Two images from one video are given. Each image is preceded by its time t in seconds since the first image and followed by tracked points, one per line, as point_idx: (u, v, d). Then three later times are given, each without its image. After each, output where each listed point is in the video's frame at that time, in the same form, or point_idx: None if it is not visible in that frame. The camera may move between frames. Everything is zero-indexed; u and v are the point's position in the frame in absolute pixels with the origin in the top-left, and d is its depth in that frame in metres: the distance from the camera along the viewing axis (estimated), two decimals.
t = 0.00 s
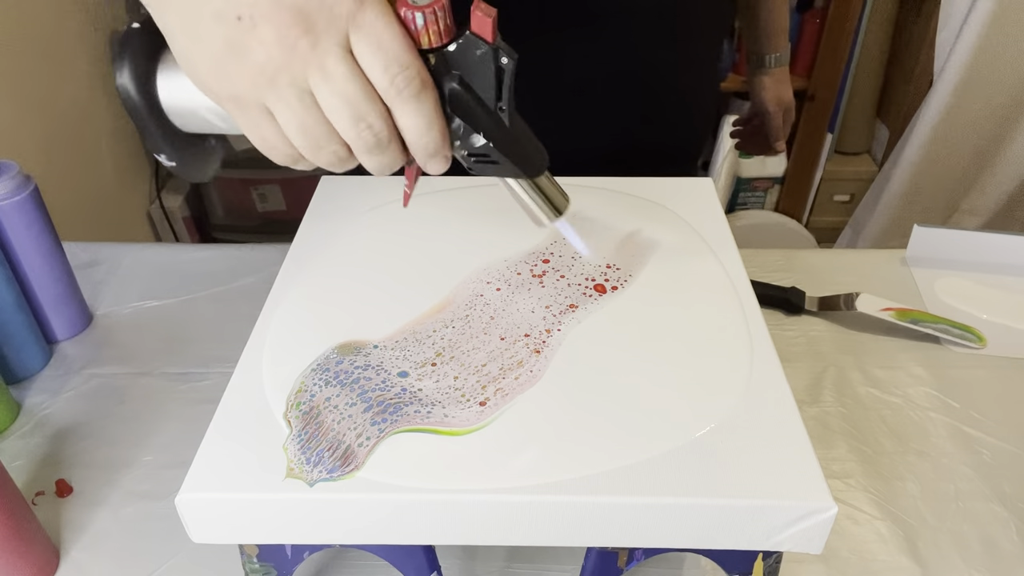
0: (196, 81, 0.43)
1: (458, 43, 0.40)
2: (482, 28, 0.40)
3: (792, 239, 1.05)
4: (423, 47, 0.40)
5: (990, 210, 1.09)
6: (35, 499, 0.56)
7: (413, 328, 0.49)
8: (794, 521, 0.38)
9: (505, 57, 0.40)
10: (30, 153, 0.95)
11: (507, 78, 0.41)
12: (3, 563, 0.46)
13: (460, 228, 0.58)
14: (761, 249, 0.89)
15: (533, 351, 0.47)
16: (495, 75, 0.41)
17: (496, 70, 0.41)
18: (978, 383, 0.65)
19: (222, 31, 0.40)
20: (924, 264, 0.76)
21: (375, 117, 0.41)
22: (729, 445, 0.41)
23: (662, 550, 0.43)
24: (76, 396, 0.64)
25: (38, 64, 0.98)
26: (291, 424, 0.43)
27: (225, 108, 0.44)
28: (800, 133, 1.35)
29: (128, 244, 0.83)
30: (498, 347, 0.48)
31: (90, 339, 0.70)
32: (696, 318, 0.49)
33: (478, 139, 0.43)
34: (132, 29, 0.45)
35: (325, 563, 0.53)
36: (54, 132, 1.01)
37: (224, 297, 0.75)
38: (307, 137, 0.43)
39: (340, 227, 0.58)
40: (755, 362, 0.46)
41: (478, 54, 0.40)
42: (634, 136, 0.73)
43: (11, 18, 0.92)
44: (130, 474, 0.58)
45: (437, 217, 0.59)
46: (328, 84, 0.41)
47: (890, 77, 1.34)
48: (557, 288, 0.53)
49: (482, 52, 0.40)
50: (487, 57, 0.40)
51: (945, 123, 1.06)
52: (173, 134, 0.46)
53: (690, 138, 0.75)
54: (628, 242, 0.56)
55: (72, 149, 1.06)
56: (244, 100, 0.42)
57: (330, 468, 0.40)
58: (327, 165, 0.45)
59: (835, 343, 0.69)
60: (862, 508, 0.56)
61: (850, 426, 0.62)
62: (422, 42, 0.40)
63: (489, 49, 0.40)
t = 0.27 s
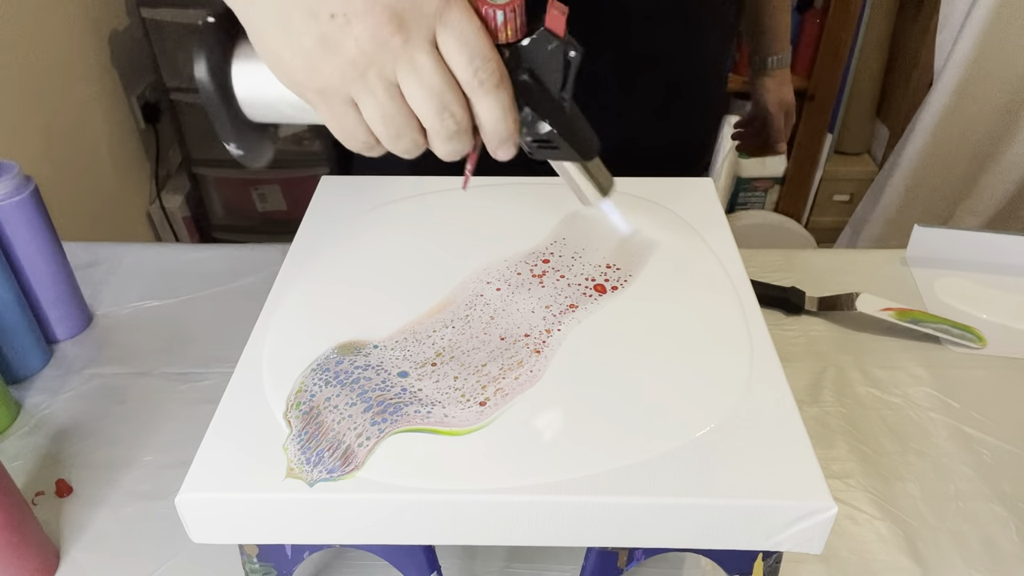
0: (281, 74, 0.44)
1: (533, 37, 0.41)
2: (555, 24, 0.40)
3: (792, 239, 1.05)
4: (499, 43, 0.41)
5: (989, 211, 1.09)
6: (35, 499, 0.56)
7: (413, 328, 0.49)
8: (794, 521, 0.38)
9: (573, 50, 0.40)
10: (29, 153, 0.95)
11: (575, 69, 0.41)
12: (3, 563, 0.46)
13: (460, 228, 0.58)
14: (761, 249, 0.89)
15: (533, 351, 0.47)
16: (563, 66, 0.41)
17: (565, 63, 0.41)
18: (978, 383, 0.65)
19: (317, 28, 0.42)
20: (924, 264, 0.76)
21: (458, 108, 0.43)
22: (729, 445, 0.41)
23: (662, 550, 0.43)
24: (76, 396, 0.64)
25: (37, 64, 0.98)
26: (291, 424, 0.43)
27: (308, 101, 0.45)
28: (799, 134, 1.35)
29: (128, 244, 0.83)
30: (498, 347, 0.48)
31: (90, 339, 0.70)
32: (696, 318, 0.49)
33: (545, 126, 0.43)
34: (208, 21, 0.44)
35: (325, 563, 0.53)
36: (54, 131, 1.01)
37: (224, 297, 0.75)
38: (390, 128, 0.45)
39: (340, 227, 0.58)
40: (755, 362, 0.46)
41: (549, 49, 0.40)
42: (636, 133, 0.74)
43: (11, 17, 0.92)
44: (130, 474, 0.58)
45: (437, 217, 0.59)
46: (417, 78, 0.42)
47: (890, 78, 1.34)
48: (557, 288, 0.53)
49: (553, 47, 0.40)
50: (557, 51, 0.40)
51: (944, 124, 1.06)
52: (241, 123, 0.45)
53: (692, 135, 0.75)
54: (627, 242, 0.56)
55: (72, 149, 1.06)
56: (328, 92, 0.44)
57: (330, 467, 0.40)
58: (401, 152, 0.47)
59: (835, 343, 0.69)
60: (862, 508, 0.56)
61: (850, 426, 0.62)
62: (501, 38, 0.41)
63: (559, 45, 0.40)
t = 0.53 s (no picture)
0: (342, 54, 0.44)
1: (586, 17, 0.42)
2: (610, 4, 0.41)
3: (792, 239, 1.05)
4: (555, 25, 0.42)
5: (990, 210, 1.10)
6: (35, 499, 0.56)
7: (413, 328, 0.49)
8: (794, 521, 0.38)
9: (626, 31, 0.41)
10: (30, 152, 0.96)
11: (625, 49, 0.42)
12: (3, 562, 0.46)
13: (460, 227, 0.58)
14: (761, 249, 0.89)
15: (533, 351, 0.47)
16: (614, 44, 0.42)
17: (615, 42, 0.42)
18: (978, 383, 0.65)
19: (386, 12, 0.42)
20: (924, 264, 0.76)
21: (517, 87, 0.43)
22: (729, 445, 0.41)
23: (662, 550, 0.43)
24: (76, 396, 0.64)
25: (37, 64, 0.98)
26: (291, 423, 0.43)
27: (370, 84, 0.44)
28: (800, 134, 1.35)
29: (128, 244, 0.83)
30: (498, 347, 0.48)
31: (90, 339, 0.70)
32: (696, 318, 0.49)
33: (597, 107, 0.43)
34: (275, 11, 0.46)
35: (325, 563, 0.53)
36: (55, 131, 1.01)
37: (225, 297, 0.75)
38: (449, 110, 0.44)
39: (340, 226, 0.58)
40: (755, 363, 0.46)
41: (602, 29, 0.41)
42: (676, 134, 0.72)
43: (12, 17, 0.92)
44: (130, 474, 0.58)
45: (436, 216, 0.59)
46: (478, 61, 0.42)
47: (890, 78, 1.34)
48: (557, 288, 0.53)
49: (607, 28, 0.41)
50: (611, 31, 0.41)
51: (944, 124, 1.06)
52: (303, 111, 0.45)
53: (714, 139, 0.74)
54: (628, 241, 0.56)
55: (72, 149, 1.06)
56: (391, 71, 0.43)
57: (330, 467, 0.40)
58: (458, 134, 0.46)
59: (835, 343, 0.69)
60: (861, 508, 0.56)
61: (850, 426, 0.62)
62: (557, 19, 0.42)
63: (613, 24, 0.41)
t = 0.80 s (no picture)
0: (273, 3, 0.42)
1: None
2: None
3: (792, 240, 1.05)
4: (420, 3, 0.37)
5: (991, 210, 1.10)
6: (35, 499, 0.56)
7: (413, 328, 0.49)
8: (794, 521, 0.38)
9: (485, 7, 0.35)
10: (30, 152, 0.96)
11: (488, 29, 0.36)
12: (3, 562, 0.46)
13: (461, 227, 0.58)
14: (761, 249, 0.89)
15: (533, 351, 0.47)
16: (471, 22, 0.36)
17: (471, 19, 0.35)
18: (978, 383, 0.65)
19: None
20: (924, 264, 0.76)
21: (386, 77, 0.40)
22: (729, 445, 0.41)
23: (661, 550, 0.43)
24: (76, 396, 0.64)
25: (37, 64, 0.98)
26: (291, 423, 0.43)
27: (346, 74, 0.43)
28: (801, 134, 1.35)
29: (128, 244, 0.83)
30: (498, 347, 0.48)
31: (90, 339, 0.70)
32: (696, 318, 0.49)
33: (451, 83, 0.38)
34: None
35: (325, 563, 0.53)
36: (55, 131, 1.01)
37: (225, 297, 0.75)
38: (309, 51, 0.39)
39: (340, 226, 0.58)
40: (756, 362, 0.46)
41: None
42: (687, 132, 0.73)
43: (13, 16, 0.92)
44: (130, 474, 0.58)
45: (437, 216, 0.59)
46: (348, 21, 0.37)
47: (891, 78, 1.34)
48: (558, 288, 0.53)
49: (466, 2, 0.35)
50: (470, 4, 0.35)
51: (944, 124, 1.06)
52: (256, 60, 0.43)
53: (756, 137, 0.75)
54: (628, 241, 0.56)
55: (72, 150, 1.06)
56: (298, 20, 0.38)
57: (330, 467, 0.40)
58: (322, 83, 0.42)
59: (835, 343, 0.69)
60: (861, 508, 0.56)
61: (850, 426, 0.62)
62: None
63: None
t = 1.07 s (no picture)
0: None
1: None
2: None
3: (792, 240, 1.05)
4: None
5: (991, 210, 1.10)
6: (35, 499, 0.56)
7: (413, 329, 0.49)
8: (794, 521, 0.38)
9: None
10: (30, 152, 0.95)
11: None
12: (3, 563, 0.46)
13: (461, 227, 0.58)
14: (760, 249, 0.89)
15: (533, 351, 0.47)
16: None
17: None
18: (978, 383, 0.65)
19: None
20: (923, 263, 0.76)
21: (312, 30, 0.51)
22: (729, 446, 0.41)
23: (661, 550, 0.43)
24: (76, 396, 0.64)
25: (36, 63, 0.97)
26: (291, 424, 0.43)
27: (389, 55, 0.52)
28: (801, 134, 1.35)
29: (128, 244, 0.83)
30: (498, 347, 0.48)
31: (90, 339, 0.70)
32: (696, 319, 0.49)
33: None
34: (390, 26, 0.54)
35: (326, 563, 0.53)
36: (54, 131, 1.01)
37: (225, 297, 0.75)
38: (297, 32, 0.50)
39: (339, 226, 0.58)
40: (756, 363, 0.46)
41: None
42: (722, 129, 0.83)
43: (12, 15, 0.92)
44: (130, 474, 0.58)
45: (437, 216, 0.59)
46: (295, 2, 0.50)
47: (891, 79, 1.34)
48: (558, 288, 0.53)
49: None
50: None
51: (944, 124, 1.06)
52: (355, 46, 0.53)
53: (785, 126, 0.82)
54: (628, 242, 0.56)
55: (72, 149, 1.06)
56: None
57: (330, 467, 0.40)
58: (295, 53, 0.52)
59: (835, 343, 0.69)
60: (862, 508, 0.56)
61: (850, 426, 0.62)
62: None
63: None
